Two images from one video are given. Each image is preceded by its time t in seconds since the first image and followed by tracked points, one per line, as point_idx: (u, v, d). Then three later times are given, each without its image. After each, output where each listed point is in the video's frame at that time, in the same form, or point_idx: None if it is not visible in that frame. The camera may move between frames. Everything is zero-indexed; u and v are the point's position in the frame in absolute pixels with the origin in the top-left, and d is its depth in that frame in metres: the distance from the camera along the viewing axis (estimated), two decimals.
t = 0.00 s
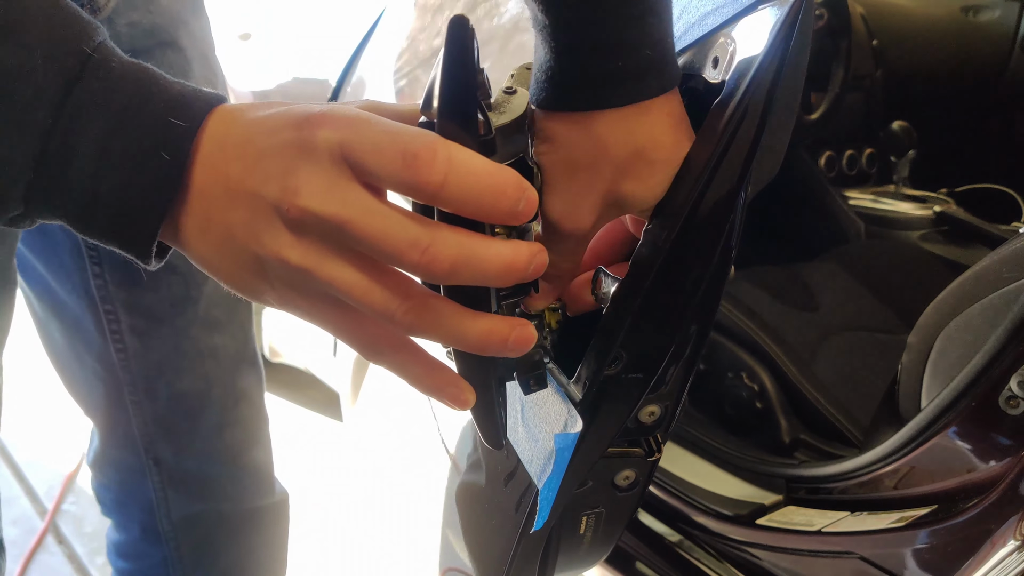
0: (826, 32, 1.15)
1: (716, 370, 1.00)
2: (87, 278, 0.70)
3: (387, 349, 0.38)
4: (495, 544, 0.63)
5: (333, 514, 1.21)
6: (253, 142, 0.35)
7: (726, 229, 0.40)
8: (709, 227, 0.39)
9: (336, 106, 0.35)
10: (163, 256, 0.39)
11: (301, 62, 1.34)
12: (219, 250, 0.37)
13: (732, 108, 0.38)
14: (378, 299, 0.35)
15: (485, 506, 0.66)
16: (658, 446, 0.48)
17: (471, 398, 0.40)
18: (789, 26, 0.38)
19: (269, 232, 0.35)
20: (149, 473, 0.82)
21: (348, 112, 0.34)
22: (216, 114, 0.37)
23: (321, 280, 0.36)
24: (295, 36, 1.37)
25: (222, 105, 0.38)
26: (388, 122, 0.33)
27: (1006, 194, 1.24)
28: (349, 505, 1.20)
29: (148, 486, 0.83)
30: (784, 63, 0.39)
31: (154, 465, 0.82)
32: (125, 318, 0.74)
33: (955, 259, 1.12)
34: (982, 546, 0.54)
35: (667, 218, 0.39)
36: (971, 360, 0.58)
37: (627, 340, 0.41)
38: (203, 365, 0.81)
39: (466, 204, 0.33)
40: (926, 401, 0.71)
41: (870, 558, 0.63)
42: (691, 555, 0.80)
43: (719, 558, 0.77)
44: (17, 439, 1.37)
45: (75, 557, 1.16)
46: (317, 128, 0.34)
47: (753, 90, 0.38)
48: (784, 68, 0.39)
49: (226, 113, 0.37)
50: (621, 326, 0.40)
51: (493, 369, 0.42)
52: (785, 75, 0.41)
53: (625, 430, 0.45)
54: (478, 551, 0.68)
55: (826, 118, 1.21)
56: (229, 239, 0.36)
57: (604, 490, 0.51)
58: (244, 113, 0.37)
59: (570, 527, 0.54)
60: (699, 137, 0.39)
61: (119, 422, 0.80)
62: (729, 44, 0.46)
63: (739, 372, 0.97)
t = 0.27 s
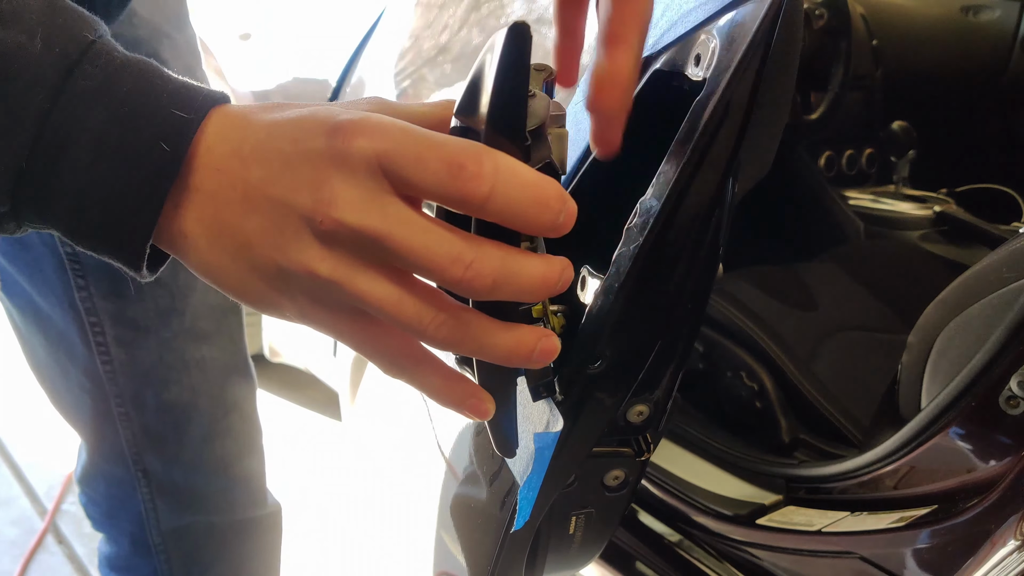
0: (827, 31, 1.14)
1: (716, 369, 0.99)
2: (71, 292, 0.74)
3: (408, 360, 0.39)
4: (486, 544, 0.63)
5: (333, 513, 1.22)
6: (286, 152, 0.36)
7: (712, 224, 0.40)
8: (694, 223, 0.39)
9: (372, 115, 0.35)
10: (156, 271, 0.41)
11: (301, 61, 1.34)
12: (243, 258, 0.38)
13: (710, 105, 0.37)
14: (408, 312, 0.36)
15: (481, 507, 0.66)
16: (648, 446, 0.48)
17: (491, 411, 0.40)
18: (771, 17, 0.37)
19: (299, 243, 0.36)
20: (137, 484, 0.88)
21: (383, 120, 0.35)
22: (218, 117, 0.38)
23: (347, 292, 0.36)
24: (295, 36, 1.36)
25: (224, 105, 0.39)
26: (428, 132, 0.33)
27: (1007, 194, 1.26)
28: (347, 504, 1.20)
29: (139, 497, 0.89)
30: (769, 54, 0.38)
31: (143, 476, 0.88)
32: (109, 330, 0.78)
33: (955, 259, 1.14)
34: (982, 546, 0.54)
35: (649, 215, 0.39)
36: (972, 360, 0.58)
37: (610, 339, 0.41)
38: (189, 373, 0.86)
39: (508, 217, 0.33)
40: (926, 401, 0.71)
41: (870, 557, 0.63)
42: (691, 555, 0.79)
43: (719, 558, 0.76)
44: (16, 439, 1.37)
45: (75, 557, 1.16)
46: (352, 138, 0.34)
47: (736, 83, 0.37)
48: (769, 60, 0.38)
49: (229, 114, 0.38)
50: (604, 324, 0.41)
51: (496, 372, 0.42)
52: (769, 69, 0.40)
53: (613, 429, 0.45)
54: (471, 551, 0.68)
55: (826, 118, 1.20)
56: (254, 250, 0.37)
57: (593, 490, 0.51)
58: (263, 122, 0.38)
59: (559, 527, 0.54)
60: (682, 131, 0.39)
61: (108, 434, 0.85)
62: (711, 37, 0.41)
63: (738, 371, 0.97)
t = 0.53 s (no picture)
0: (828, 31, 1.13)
1: (716, 368, 0.99)
2: (38, 302, 0.66)
3: (422, 355, 0.39)
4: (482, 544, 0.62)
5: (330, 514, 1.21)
6: (326, 137, 0.35)
7: (707, 224, 0.39)
8: (690, 223, 0.39)
9: (422, 108, 0.34)
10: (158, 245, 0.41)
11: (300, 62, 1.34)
12: (261, 242, 0.37)
13: (705, 104, 0.37)
14: (437, 312, 0.36)
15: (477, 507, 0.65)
16: (645, 446, 0.48)
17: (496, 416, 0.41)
18: (765, 23, 0.37)
19: (329, 232, 0.35)
20: (115, 495, 0.82)
21: (430, 112, 0.34)
22: (242, 94, 0.37)
23: (371, 285, 0.36)
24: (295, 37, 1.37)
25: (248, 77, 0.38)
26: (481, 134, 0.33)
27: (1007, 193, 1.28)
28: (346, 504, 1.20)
29: (117, 508, 0.82)
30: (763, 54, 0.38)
31: (120, 486, 0.81)
32: (82, 342, 0.71)
33: (955, 259, 1.14)
34: (982, 546, 0.53)
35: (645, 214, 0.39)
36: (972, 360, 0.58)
37: (604, 339, 0.41)
38: (176, 381, 0.82)
39: (548, 232, 0.33)
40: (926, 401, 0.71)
41: (869, 557, 0.62)
42: (691, 555, 0.79)
43: (719, 558, 0.76)
44: (15, 440, 1.37)
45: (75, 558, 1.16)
46: (400, 134, 0.33)
47: (731, 82, 0.37)
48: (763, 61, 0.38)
49: (253, 87, 0.37)
50: (599, 325, 0.41)
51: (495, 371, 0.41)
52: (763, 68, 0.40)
53: (611, 429, 0.45)
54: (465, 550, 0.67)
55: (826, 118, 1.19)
56: (275, 235, 0.37)
57: (590, 490, 0.50)
58: (299, 101, 0.36)
59: (557, 527, 0.54)
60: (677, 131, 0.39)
61: (83, 445, 0.78)
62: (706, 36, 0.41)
63: (739, 371, 0.97)
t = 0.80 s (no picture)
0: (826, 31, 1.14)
1: (716, 368, 1.00)
2: (33, 303, 0.67)
3: (424, 335, 0.38)
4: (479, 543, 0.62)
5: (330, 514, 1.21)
6: (333, 113, 0.35)
7: (704, 222, 0.39)
8: (687, 220, 0.39)
9: (428, 85, 0.34)
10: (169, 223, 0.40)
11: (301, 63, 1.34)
12: (266, 217, 0.37)
13: (704, 102, 0.37)
14: (438, 286, 0.35)
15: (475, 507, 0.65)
16: (644, 446, 0.48)
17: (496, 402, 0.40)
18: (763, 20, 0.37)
19: (332, 206, 0.35)
20: (110, 494, 0.81)
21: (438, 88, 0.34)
22: (253, 75, 0.37)
23: (373, 261, 0.36)
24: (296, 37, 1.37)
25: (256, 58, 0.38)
26: (484, 108, 0.32)
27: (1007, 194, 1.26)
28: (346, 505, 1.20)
29: (111, 508, 0.81)
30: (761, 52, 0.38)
31: (115, 486, 0.81)
32: (75, 342, 0.71)
33: (954, 259, 1.13)
34: (982, 546, 0.53)
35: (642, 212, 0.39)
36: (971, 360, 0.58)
37: (602, 340, 0.41)
38: (169, 380, 0.81)
39: (551, 205, 0.32)
40: (926, 401, 0.71)
41: (869, 557, 0.62)
42: (691, 555, 0.78)
43: (719, 558, 0.76)
44: (15, 440, 1.36)
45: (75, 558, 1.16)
46: (403, 107, 0.33)
47: (729, 79, 0.37)
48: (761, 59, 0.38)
49: (261, 70, 0.38)
50: (595, 325, 0.40)
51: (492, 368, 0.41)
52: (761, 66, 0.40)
53: (609, 429, 0.45)
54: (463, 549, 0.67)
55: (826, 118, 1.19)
56: (278, 209, 0.37)
57: (589, 490, 0.50)
58: (308, 79, 0.37)
59: (556, 527, 0.54)
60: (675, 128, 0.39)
61: (79, 443, 0.78)
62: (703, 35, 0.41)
63: (739, 371, 0.98)
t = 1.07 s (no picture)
0: (826, 31, 1.15)
1: (716, 368, 1.00)
2: (67, 296, 0.69)
3: (405, 329, 0.38)
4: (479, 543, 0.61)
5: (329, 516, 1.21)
6: (305, 108, 0.35)
7: (704, 223, 0.39)
8: (688, 220, 0.39)
9: (394, 79, 0.34)
10: (168, 228, 0.40)
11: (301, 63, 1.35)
12: (248, 215, 0.37)
13: (703, 102, 0.37)
14: (414, 276, 0.34)
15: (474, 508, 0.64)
16: (643, 446, 0.48)
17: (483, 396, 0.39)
18: (762, 17, 0.37)
19: (310, 201, 0.35)
20: (129, 489, 0.81)
21: (405, 83, 0.34)
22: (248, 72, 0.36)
23: (352, 255, 0.35)
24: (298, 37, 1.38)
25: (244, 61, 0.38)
26: (449, 98, 0.32)
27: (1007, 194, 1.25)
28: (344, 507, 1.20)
29: (129, 502, 0.82)
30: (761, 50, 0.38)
31: (134, 481, 0.81)
32: (104, 337, 0.73)
33: (954, 259, 1.14)
34: (982, 546, 0.53)
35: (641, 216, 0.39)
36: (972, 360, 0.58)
37: (601, 341, 0.41)
38: (191, 377, 0.82)
39: (521, 191, 0.32)
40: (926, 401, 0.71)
41: (870, 558, 0.62)
42: (691, 555, 0.78)
43: (719, 558, 0.75)
44: (16, 440, 1.36)
45: (75, 559, 1.16)
46: (372, 101, 0.33)
47: (729, 78, 0.37)
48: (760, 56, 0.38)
49: (256, 72, 0.37)
50: (595, 325, 0.40)
51: (489, 368, 0.41)
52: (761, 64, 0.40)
53: (608, 428, 0.45)
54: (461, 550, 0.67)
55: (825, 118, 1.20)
56: (257, 209, 0.36)
57: (587, 490, 0.50)
58: (280, 77, 0.36)
59: (555, 527, 0.54)
60: (674, 129, 0.39)
61: (100, 438, 0.78)
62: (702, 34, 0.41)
63: (739, 371, 0.98)
